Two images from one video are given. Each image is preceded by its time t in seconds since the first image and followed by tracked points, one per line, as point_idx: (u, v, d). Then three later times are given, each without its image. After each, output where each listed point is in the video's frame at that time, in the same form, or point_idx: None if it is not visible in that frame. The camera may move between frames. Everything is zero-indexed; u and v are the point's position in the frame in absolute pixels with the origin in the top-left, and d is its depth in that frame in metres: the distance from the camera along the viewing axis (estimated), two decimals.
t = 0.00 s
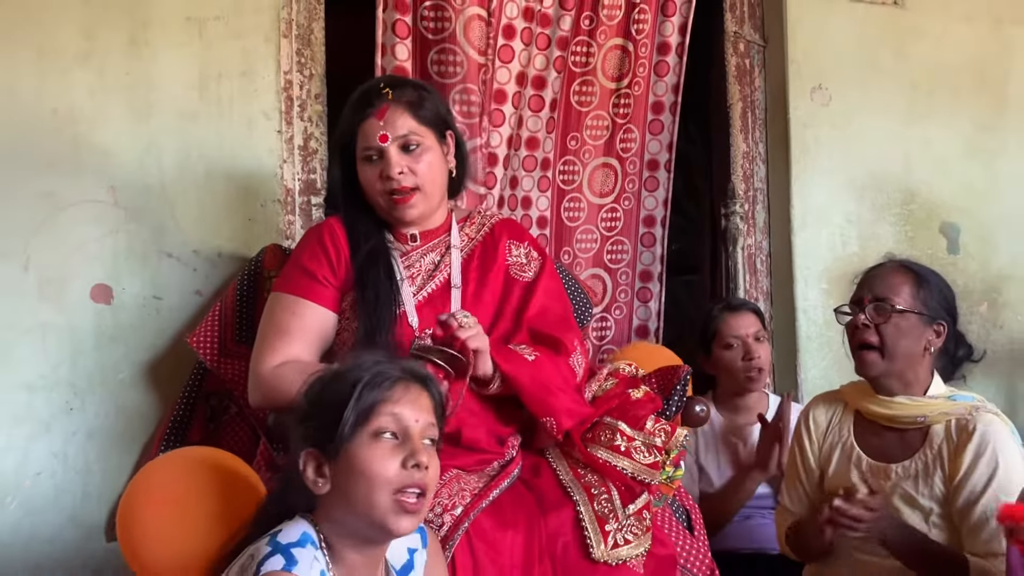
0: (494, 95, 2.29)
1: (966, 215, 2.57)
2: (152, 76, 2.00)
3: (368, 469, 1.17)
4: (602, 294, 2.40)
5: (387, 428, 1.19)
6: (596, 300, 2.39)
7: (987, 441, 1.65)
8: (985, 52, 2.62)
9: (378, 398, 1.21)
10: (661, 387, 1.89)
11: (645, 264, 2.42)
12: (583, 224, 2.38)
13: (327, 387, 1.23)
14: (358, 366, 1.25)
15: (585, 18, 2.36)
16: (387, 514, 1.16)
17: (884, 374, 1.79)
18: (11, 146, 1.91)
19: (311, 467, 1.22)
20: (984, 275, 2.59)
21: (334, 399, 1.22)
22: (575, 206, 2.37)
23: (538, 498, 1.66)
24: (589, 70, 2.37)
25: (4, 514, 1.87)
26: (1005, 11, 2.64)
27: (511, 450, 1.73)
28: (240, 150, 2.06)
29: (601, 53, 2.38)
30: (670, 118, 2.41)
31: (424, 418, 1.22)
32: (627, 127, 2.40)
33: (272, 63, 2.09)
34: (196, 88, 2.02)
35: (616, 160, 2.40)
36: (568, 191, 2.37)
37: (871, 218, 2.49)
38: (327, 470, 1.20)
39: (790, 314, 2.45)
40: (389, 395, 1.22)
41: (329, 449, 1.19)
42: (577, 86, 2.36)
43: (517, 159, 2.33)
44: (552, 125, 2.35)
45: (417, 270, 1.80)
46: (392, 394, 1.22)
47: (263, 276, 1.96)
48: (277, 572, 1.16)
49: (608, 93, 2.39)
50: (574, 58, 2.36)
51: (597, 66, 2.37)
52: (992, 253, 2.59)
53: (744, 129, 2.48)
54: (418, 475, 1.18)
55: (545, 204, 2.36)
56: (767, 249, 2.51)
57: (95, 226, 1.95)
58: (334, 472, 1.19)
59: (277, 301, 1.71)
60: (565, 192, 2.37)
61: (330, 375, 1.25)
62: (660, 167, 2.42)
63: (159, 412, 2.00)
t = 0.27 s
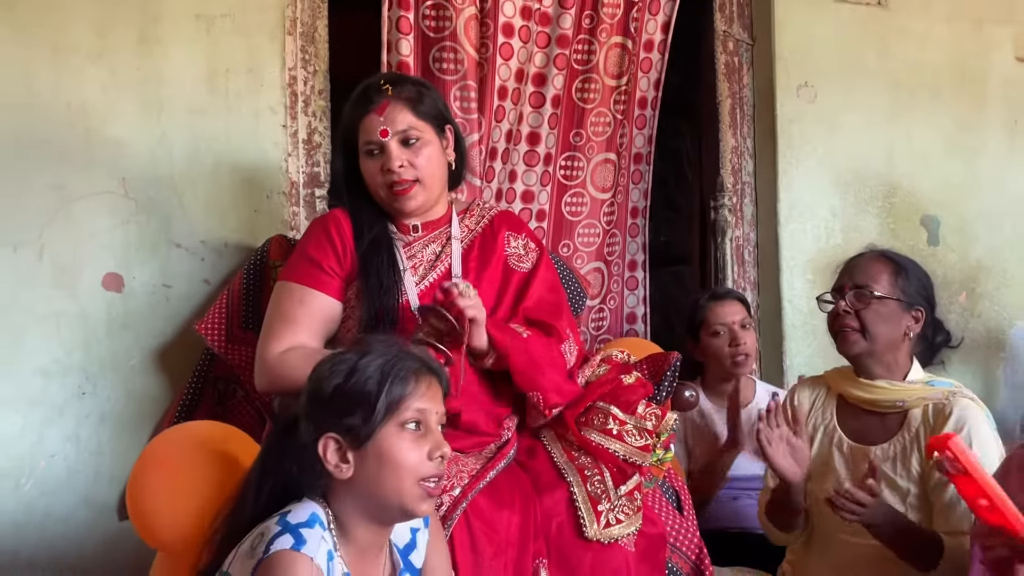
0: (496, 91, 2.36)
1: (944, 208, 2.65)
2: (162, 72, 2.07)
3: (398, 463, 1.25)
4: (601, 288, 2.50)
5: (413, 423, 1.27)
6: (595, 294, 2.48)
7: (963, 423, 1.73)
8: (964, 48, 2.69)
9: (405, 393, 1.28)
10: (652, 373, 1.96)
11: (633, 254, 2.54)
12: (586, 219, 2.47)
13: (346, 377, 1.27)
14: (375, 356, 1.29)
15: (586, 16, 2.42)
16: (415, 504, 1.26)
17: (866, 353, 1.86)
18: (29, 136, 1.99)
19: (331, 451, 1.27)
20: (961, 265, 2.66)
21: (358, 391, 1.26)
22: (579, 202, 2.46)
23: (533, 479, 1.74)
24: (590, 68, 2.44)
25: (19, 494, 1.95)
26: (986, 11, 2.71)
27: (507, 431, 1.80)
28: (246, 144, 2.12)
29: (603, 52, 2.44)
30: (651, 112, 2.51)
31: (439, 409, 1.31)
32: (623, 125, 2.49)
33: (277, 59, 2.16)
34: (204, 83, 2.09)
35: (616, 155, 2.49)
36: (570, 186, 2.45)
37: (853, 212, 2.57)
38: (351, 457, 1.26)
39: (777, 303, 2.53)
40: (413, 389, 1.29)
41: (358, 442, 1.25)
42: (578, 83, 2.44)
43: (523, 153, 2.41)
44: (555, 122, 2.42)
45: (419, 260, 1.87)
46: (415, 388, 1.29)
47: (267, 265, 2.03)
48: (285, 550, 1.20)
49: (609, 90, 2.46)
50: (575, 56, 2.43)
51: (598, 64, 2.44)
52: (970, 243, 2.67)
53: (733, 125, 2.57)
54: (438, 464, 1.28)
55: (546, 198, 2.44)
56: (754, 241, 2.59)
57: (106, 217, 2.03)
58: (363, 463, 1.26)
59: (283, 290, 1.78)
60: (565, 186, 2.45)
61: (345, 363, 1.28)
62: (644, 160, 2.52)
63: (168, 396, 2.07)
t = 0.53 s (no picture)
0: (492, 84, 2.40)
1: (927, 201, 2.73)
2: (169, 66, 2.13)
3: (402, 448, 1.31)
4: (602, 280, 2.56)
5: (413, 409, 1.33)
6: (595, 285, 2.55)
7: (946, 412, 1.80)
8: (945, 46, 2.77)
9: (403, 380, 1.33)
10: (645, 360, 2.02)
11: (630, 247, 2.59)
12: (587, 213, 2.54)
13: (346, 368, 1.31)
14: (370, 345, 1.34)
15: (584, 13, 2.50)
16: (419, 486, 1.33)
17: (849, 341, 1.93)
18: (40, 131, 2.03)
19: (335, 440, 1.32)
20: (944, 256, 2.74)
21: (359, 381, 1.31)
22: (580, 195, 2.53)
23: (531, 462, 1.80)
24: (588, 64, 2.51)
25: (31, 476, 2.01)
26: (967, 10, 2.80)
27: (504, 418, 1.87)
28: (251, 136, 2.18)
29: (602, 47, 2.52)
30: (653, 110, 2.58)
31: (434, 392, 1.37)
32: (623, 120, 2.56)
33: (281, 54, 2.22)
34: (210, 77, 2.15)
35: (618, 153, 2.56)
36: (570, 180, 2.52)
37: (840, 203, 2.63)
38: (355, 445, 1.32)
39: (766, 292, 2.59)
40: (411, 375, 1.34)
41: (362, 430, 1.31)
42: (576, 77, 2.51)
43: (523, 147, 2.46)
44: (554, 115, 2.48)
45: (418, 250, 1.93)
46: (412, 374, 1.34)
47: (272, 255, 2.09)
48: (291, 530, 1.26)
49: (608, 85, 2.54)
50: (575, 52, 2.50)
51: (597, 59, 2.51)
52: (952, 235, 2.75)
53: (724, 119, 2.62)
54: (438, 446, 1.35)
55: (546, 190, 2.49)
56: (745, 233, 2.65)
57: (115, 207, 2.08)
58: (367, 450, 1.31)
59: (287, 278, 1.84)
60: (565, 180, 2.51)
61: (342, 354, 1.32)
62: (644, 156, 2.58)
63: (176, 381, 2.13)
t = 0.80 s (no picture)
0: (492, 79, 2.44)
1: (914, 193, 2.79)
2: (173, 59, 2.17)
3: (409, 426, 1.37)
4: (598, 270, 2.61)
5: (410, 386, 1.38)
6: (591, 276, 2.60)
7: (928, 398, 1.85)
8: (932, 40, 2.83)
9: (396, 361, 1.38)
10: (638, 348, 2.07)
11: (629, 240, 2.63)
12: (586, 206, 2.58)
13: (339, 363, 1.34)
14: (354, 336, 1.37)
15: (582, 9, 2.55)
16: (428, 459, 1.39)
17: (835, 328, 1.99)
18: (48, 122, 2.07)
19: (344, 433, 1.35)
20: (931, 247, 2.80)
21: (355, 371, 1.34)
22: (579, 187, 2.57)
23: (526, 447, 1.86)
24: (588, 58, 2.55)
25: (39, 460, 2.06)
26: (953, 6, 2.86)
27: (501, 403, 1.92)
28: (255, 129, 2.24)
29: (600, 42, 2.56)
30: (654, 104, 2.61)
31: (422, 366, 1.43)
32: (620, 112, 2.60)
33: (284, 48, 2.27)
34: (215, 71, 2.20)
35: (618, 148, 2.60)
36: (571, 173, 2.56)
37: (829, 195, 2.69)
38: (365, 432, 1.36)
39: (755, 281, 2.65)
40: (400, 355, 1.39)
41: (371, 418, 1.35)
42: (575, 71, 2.55)
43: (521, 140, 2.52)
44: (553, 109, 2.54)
45: (419, 240, 1.97)
46: (402, 354, 1.39)
47: (276, 245, 2.15)
48: (291, 514, 1.30)
49: (607, 79, 2.58)
50: (575, 47, 2.55)
51: (596, 54, 2.56)
52: (938, 226, 2.81)
53: (716, 113, 2.67)
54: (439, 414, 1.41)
55: (546, 183, 2.55)
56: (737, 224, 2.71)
57: (122, 197, 2.13)
58: (379, 435, 1.35)
59: (290, 267, 1.89)
60: (566, 173, 2.56)
61: (331, 351, 1.35)
62: (646, 150, 2.62)
63: (181, 367, 2.19)
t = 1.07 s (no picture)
0: (492, 76, 2.50)
1: (902, 186, 2.85)
2: (178, 54, 2.22)
3: (404, 414, 1.42)
4: (601, 263, 2.65)
5: (402, 374, 1.43)
6: (594, 268, 2.65)
7: (912, 388, 1.91)
8: (922, 37, 2.88)
9: (387, 350, 1.42)
10: (632, 337, 2.11)
11: (640, 235, 2.67)
12: (586, 198, 2.63)
13: (333, 357, 1.38)
14: (345, 329, 1.41)
15: (581, 6, 2.59)
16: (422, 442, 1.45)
17: (821, 317, 2.04)
18: (54, 116, 2.12)
19: (341, 423, 1.40)
20: (917, 239, 2.87)
21: (350, 364, 1.38)
22: (580, 181, 2.62)
23: (522, 433, 1.91)
24: (588, 54, 2.60)
25: (48, 444, 2.12)
26: (943, 4, 2.91)
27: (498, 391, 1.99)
28: (257, 122, 2.29)
29: (599, 38, 2.60)
30: (660, 97, 2.63)
31: (410, 353, 1.47)
32: (624, 106, 2.63)
33: (286, 43, 2.31)
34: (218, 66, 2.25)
35: (619, 142, 2.64)
36: (572, 167, 2.61)
37: (818, 189, 2.76)
38: (361, 423, 1.40)
39: (745, 272, 2.72)
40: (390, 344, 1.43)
41: (367, 408, 1.39)
42: (575, 67, 2.60)
43: (519, 135, 2.57)
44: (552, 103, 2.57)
45: (417, 232, 2.03)
46: (392, 343, 1.43)
47: (278, 236, 2.19)
48: (275, 501, 1.35)
49: (606, 75, 2.61)
50: (575, 44, 2.59)
51: (594, 50, 2.60)
52: (924, 219, 2.88)
53: (709, 108, 2.73)
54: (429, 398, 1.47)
55: (547, 177, 2.59)
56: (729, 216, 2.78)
57: (128, 188, 2.18)
58: (375, 425, 1.40)
59: (292, 257, 1.94)
60: (568, 167, 2.61)
61: (324, 346, 1.39)
62: (655, 144, 2.64)
63: (185, 355, 2.24)
